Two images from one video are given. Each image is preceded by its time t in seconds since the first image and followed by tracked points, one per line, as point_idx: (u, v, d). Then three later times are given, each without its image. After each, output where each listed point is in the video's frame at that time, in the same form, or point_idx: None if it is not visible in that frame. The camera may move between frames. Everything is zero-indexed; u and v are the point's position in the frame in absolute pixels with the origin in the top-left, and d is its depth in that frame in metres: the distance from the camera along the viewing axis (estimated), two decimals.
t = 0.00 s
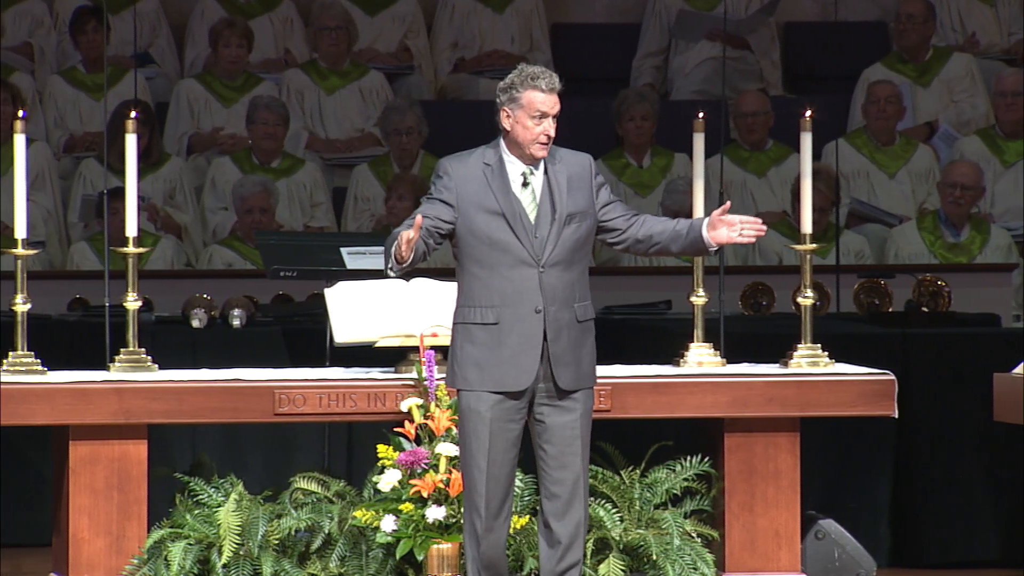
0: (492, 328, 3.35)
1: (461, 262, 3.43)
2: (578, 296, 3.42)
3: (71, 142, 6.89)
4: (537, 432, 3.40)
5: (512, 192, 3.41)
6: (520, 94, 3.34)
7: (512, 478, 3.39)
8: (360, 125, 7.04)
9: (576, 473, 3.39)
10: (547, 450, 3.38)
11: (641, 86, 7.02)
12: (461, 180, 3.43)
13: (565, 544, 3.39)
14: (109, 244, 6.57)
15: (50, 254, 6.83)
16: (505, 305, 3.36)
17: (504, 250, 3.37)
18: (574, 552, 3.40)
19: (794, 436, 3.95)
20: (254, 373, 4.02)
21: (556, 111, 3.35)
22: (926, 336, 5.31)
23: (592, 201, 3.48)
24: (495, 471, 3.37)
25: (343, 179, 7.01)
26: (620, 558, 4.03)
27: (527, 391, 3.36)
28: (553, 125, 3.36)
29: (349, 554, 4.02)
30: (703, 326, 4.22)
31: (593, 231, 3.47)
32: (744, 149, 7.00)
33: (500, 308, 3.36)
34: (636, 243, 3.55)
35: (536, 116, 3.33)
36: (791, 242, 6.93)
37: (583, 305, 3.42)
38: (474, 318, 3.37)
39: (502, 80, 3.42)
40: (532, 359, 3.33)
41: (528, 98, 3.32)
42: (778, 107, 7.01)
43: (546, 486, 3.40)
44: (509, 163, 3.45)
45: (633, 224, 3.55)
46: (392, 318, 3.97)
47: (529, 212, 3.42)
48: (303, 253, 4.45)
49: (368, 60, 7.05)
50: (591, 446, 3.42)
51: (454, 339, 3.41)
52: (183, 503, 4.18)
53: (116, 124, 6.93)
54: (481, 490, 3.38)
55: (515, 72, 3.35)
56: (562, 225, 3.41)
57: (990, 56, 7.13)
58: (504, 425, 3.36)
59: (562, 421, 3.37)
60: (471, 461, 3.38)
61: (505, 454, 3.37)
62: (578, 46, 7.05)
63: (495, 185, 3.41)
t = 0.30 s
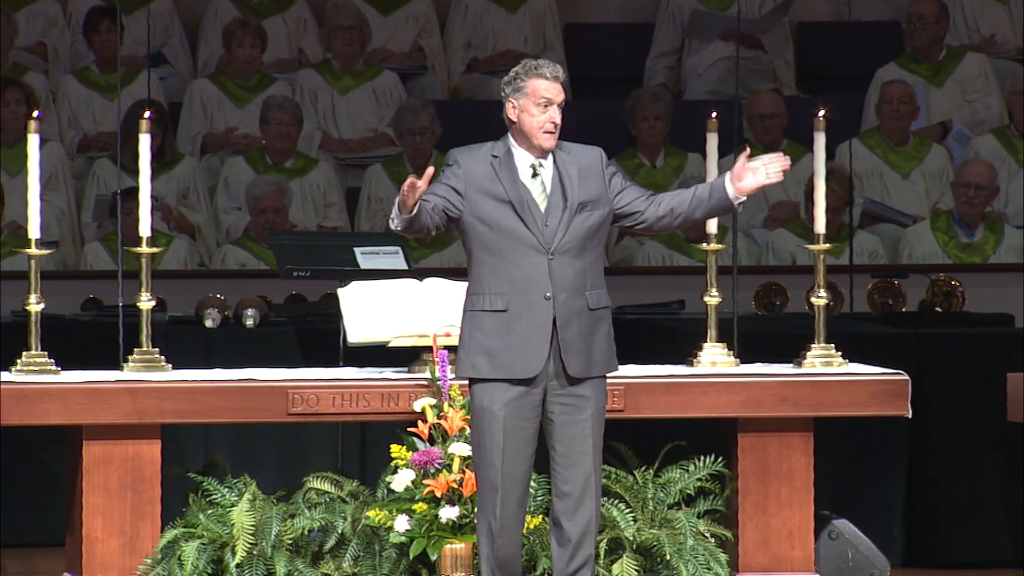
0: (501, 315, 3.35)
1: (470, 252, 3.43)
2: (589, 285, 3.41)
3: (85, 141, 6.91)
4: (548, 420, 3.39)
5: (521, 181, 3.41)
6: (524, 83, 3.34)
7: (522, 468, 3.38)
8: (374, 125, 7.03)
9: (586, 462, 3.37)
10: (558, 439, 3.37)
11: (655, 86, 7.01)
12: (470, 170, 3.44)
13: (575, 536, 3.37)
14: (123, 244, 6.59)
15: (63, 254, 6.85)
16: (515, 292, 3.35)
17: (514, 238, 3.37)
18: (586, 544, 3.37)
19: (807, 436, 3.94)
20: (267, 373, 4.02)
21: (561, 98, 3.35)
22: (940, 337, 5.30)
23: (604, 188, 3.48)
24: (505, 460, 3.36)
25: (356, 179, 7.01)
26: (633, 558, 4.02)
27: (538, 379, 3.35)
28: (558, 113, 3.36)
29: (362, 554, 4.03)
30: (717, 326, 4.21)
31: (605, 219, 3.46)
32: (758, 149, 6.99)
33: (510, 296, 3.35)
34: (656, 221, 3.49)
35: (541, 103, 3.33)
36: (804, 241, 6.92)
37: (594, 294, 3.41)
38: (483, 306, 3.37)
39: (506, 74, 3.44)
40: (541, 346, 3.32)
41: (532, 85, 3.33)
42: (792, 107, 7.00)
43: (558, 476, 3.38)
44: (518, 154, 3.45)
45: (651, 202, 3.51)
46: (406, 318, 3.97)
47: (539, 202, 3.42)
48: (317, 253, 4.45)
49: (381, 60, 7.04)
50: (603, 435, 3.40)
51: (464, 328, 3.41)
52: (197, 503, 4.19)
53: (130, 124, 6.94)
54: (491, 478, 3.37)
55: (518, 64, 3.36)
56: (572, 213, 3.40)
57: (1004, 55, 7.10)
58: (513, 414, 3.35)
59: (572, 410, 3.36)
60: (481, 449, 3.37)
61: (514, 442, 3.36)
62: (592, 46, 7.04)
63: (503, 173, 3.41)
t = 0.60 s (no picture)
0: (512, 312, 3.34)
1: (481, 251, 3.42)
2: (600, 285, 3.40)
3: (95, 141, 6.91)
4: (558, 419, 3.38)
5: (534, 181, 3.41)
6: (539, 86, 3.34)
7: (531, 467, 3.37)
8: (384, 125, 7.03)
9: (597, 462, 3.36)
10: (568, 439, 3.37)
11: (665, 86, 7.01)
12: (482, 169, 3.44)
13: (585, 538, 3.36)
14: (133, 244, 6.60)
15: (74, 254, 6.86)
16: (526, 289, 3.34)
17: (525, 236, 3.36)
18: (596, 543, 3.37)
19: (817, 436, 3.94)
20: (277, 373, 4.02)
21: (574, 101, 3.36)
22: (950, 336, 5.28)
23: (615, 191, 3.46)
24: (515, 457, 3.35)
25: (367, 178, 7.02)
26: (643, 558, 4.02)
27: (548, 378, 3.34)
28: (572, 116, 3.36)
29: (373, 554, 4.03)
30: (727, 326, 4.21)
31: (618, 222, 3.45)
32: (768, 148, 6.97)
33: (521, 293, 3.34)
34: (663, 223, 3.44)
35: (557, 104, 3.33)
36: (814, 241, 6.92)
37: (606, 296, 3.40)
38: (494, 303, 3.36)
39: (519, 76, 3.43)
40: (552, 343, 3.31)
41: (546, 88, 3.32)
42: (802, 107, 6.99)
43: (568, 475, 3.37)
44: (530, 155, 3.44)
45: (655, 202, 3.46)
46: (417, 318, 3.97)
47: (552, 202, 3.41)
48: (326, 253, 4.46)
49: (391, 59, 7.04)
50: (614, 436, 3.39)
51: (474, 326, 3.40)
52: (207, 502, 4.19)
53: (140, 124, 6.94)
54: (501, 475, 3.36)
55: (532, 66, 3.36)
56: (584, 214, 3.40)
57: (1015, 55, 7.08)
58: (522, 412, 3.34)
59: (581, 410, 3.36)
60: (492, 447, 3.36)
61: (525, 442, 3.35)
62: (602, 46, 7.03)
63: (514, 173, 3.41)
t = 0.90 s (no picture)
0: (528, 312, 3.33)
1: (495, 251, 3.41)
2: (613, 283, 3.40)
3: (104, 142, 6.92)
4: (573, 418, 3.38)
5: (547, 180, 3.40)
6: (551, 83, 3.33)
7: (546, 466, 3.36)
8: (393, 125, 7.03)
9: (612, 460, 3.36)
10: (583, 438, 3.36)
11: (674, 86, 7.01)
12: (494, 169, 3.42)
13: (601, 535, 3.36)
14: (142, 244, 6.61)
15: (83, 254, 6.88)
16: (541, 290, 3.34)
17: (540, 236, 3.35)
18: (612, 538, 3.36)
19: (826, 436, 3.93)
20: (286, 373, 4.02)
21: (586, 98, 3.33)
22: (960, 336, 5.27)
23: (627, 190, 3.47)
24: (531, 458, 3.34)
25: (375, 178, 7.02)
26: (652, 558, 4.01)
27: (564, 378, 3.34)
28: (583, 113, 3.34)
29: (382, 553, 4.03)
30: (736, 326, 4.20)
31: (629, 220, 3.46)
32: (777, 147, 6.95)
33: (537, 293, 3.34)
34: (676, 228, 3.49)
35: (568, 102, 3.31)
36: (823, 241, 6.92)
37: (619, 293, 3.40)
38: (510, 304, 3.35)
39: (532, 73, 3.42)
40: (568, 343, 3.31)
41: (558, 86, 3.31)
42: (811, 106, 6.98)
43: (583, 473, 3.37)
44: (542, 153, 3.43)
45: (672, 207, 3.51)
46: (426, 318, 3.98)
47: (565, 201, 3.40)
48: (335, 253, 4.46)
49: (400, 59, 7.04)
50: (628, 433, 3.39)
51: (489, 327, 3.39)
52: (216, 502, 4.20)
53: (148, 124, 6.95)
54: (518, 476, 3.36)
55: (544, 63, 3.35)
56: (598, 212, 3.39)
57: None
58: (537, 412, 3.33)
59: (595, 409, 3.35)
60: (507, 448, 3.35)
61: (540, 441, 3.35)
62: (611, 46, 7.03)
63: (526, 173, 3.40)
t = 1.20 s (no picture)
0: (538, 324, 3.32)
1: (503, 259, 3.40)
2: (621, 295, 3.40)
3: (111, 142, 6.93)
4: (581, 429, 3.38)
5: (559, 190, 3.38)
6: (568, 90, 3.30)
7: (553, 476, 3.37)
8: (399, 125, 7.04)
9: (617, 472, 3.38)
10: (590, 450, 3.36)
11: (681, 86, 7.01)
12: (506, 176, 3.39)
13: (605, 545, 3.38)
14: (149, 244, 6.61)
15: (90, 254, 6.89)
16: (552, 302, 3.33)
17: (551, 248, 3.34)
18: (614, 548, 3.38)
19: (833, 436, 3.93)
20: (293, 373, 4.02)
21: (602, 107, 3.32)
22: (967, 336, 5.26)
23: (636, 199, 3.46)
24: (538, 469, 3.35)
25: (382, 178, 7.02)
26: (659, 558, 4.01)
27: (572, 390, 3.34)
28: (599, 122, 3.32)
29: (388, 553, 4.04)
30: (743, 326, 4.20)
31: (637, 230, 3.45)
32: (784, 147, 6.95)
33: (547, 305, 3.33)
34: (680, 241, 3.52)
35: (585, 111, 3.29)
36: (831, 241, 6.91)
37: (625, 304, 3.41)
38: (520, 314, 3.34)
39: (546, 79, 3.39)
40: (577, 356, 3.31)
41: (574, 95, 3.28)
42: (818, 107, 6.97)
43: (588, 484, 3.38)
44: (555, 160, 3.41)
45: (676, 221, 3.52)
46: (433, 318, 3.98)
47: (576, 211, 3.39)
48: (342, 253, 4.46)
49: (407, 59, 7.04)
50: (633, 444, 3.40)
51: (498, 335, 3.38)
52: (223, 502, 4.20)
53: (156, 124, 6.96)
54: (523, 488, 3.36)
55: (560, 69, 3.32)
56: (608, 223, 3.38)
57: None
58: (545, 423, 3.34)
59: (603, 421, 3.36)
60: (515, 459, 3.36)
61: (548, 453, 3.35)
62: (618, 46, 7.03)
63: (540, 182, 3.37)
